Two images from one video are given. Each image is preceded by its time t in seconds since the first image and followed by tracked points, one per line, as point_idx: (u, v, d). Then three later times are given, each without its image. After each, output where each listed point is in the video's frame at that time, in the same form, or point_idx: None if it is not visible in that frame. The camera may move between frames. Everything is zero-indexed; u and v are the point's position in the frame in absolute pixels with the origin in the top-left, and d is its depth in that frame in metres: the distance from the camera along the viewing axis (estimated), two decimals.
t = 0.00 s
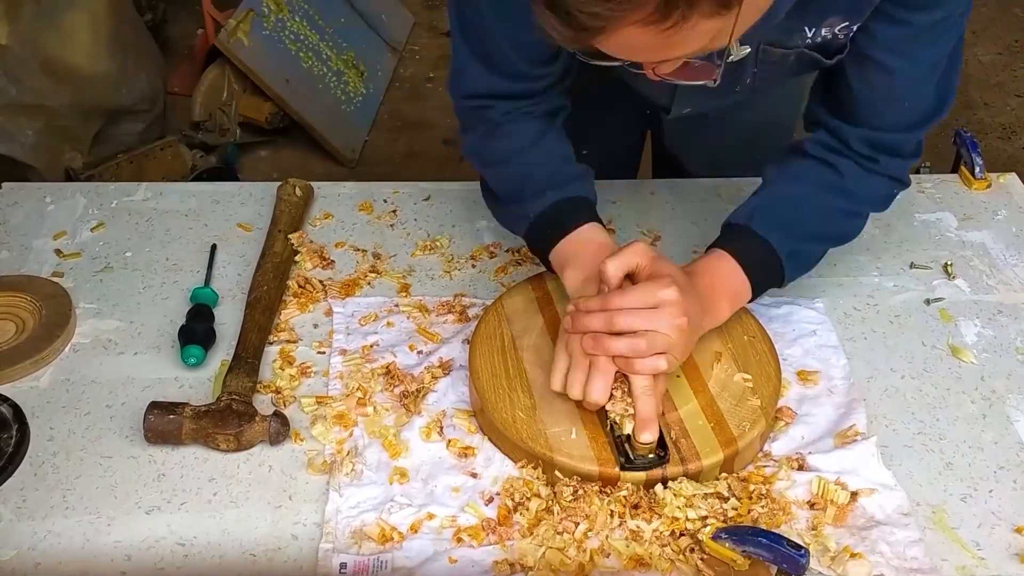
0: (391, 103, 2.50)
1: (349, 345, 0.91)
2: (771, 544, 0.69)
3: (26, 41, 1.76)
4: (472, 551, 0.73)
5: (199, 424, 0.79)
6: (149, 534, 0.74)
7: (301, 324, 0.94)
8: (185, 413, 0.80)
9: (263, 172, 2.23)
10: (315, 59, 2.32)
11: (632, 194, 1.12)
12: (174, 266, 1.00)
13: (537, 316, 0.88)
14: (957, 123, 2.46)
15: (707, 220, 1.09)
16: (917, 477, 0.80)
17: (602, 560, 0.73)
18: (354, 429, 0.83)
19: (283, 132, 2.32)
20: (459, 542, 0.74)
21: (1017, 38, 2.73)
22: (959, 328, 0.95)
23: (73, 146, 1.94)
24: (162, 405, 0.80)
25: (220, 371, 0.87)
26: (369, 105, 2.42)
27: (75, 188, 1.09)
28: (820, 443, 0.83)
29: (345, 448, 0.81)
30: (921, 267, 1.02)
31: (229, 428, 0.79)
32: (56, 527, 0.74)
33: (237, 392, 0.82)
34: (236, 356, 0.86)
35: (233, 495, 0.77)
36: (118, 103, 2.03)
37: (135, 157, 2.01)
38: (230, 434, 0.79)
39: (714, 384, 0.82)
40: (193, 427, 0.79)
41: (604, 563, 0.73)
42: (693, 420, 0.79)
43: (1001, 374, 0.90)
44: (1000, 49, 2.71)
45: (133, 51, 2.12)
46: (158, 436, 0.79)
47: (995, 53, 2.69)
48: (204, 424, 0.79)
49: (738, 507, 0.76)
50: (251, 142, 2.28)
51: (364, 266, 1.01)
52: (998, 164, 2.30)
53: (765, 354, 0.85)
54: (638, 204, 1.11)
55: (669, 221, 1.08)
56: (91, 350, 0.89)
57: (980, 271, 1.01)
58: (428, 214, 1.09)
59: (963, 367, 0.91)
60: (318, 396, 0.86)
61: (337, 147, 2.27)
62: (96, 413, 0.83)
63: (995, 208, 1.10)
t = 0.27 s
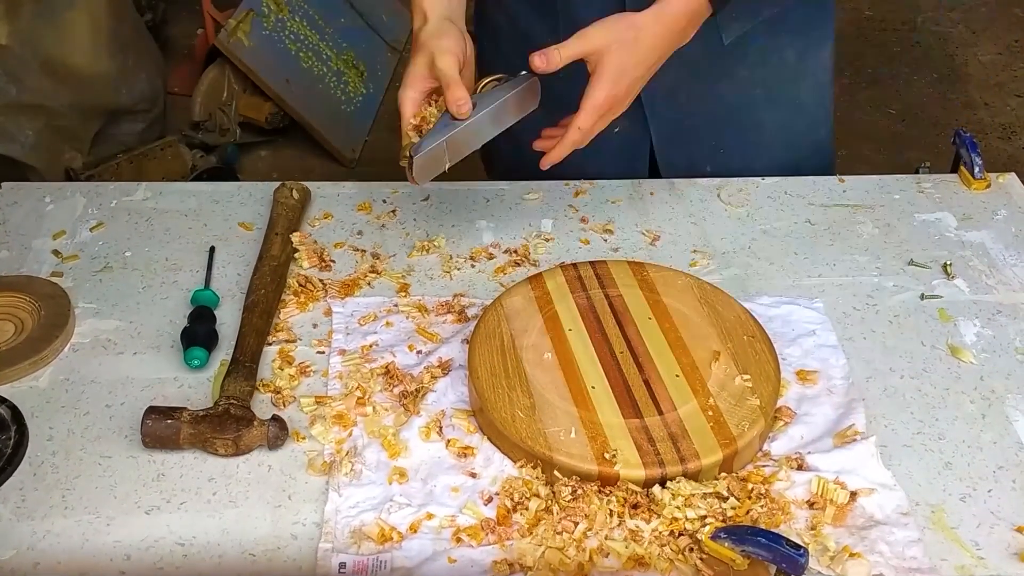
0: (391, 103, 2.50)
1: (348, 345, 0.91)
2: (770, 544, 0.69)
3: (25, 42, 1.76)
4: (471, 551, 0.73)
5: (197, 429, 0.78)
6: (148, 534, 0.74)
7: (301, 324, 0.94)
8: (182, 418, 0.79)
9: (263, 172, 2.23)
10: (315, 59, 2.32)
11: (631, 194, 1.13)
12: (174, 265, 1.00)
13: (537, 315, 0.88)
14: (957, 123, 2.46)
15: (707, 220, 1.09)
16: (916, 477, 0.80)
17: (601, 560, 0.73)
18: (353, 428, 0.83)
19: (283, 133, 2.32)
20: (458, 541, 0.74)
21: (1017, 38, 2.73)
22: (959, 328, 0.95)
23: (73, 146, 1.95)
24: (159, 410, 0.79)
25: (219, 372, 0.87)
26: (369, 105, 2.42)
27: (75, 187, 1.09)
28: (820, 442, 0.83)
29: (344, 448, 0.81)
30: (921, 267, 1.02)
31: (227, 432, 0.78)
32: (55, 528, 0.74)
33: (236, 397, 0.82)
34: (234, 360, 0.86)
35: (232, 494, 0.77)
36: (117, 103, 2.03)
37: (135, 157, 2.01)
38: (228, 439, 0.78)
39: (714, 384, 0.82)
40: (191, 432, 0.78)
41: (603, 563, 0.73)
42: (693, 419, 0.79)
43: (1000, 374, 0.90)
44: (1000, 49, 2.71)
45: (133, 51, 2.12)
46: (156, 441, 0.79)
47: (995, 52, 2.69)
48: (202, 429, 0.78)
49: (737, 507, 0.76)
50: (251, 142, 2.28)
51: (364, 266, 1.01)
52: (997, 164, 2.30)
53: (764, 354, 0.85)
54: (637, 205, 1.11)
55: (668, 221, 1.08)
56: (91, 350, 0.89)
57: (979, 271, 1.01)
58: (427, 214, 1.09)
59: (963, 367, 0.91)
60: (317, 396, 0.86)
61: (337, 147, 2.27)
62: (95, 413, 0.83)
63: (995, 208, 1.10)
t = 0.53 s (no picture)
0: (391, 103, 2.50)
1: (348, 345, 0.91)
2: (770, 544, 0.69)
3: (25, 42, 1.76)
4: (471, 551, 0.73)
5: (197, 429, 0.79)
6: (148, 534, 0.74)
7: (301, 324, 0.94)
8: (182, 418, 0.79)
9: (263, 172, 2.23)
10: (315, 59, 2.32)
11: (631, 194, 1.13)
12: (174, 265, 1.00)
13: (537, 315, 0.88)
14: (957, 123, 2.46)
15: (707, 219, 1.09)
16: (916, 477, 0.80)
17: (601, 560, 0.73)
18: (353, 428, 0.83)
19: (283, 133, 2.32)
20: (458, 541, 0.74)
21: (1017, 38, 2.73)
22: (959, 328, 0.95)
23: (73, 146, 1.95)
24: (159, 410, 0.79)
25: (220, 372, 0.87)
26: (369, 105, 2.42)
27: (75, 187, 1.09)
28: (819, 442, 0.83)
29: (344, 448, 0.81)
30: (921, 267, 1.02)
31: (227, 432, 0.79)
32: (55, 528, 0.74)
33: (236, 397, 0.82)
34: (234, 360, 0.86)
35: (232, 494, 0.77)
36: (117, 103, 2.03)
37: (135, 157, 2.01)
38: (228, 439, 0.78)
39: (714, 384, 0.82)
40: (191, 432, 0.78)
41: (603, 563, 0.73)
42: (693, 419, 0.79)
43: (1000, 374, 0.90)
44: (1000, 49, 2.71)
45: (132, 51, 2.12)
46: (156, 441, 0.79)
47: (995, 53, 2.69)
48: (202, 429, 0.79)
49: (737, 507, 0.76)
50: (251, 142, 2.28)
51: (364, 266, 1.01)
52: (997, 164, 2.30)
53: (764, 354, 0.85)
54: (637, 205, 1.11)
55: (668, 221, 1.08)
56: (91, 350, 0.89)
57: (979, 272, 1.01)
58: (426, 214, 1.09)
59: (963, 367, 0.91)
60: (317, 396, 0.86)
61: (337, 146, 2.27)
62: (95, 413, 0.83)
63: (995, 208, 1.10)
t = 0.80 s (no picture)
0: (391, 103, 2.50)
1: (348, 345, 0.91)
2: (770, 544, 0.69)
3: (26, 42, 1.76)
4: (471, 550, 0.73)
5: (197, 429, 0.78)
6: (148, 534, 0.74)
7: (301, 324, 0.94)
8: (182, 418, 0.79)
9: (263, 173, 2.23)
10: (315, 59, 2.32)
11: (631, 194, 1.13)
12: (173, 265, 1.00)
13: (537, 315, 0.88)
14: (957, 123, 2.46)
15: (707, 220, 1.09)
16: (916, 477, 0.80)
17: (601, 560, 0.73)
18: (353, 428, 0.83)
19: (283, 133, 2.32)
20: (458, 541, 0.74)
21: (1016, 38, 2.73)
22: (958, 328, 0.95)
23: (73, 146, 1.95)
24: (160, 410, 0.79)
25: (220, 372, 0.87)
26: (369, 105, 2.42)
27: (75, 187, 1.09)
28: (819, 442, 0.83)
29: (344, 448, 0.81)
30: (921, 267, 1.02)
31: (227, 432, 0.78)
32: (55, 528, 0.74)
33: (236, 397, 0.82)
34: (234, 360, 0.86)
35: (233, 494, 0.77)
36: (118, 103, 2.03)
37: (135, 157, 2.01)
38: (228, 439, 0.78)
39: (714, 384, 0.82)
40: (191, 432, 0.78)
41: (603, 563, 0.73)
42: (692, 418, 0.79)
43: (1000, 374, 0.90)
44: (1000, 49, 2.71)
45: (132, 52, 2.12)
46: (156, 441, 0.79)
47: (995, 53, 2.69)
48: (202, 429, 0.78)
49: (737, 507, 0.76)
50: (251, 142, 2.28)
51: (364, 266, 1.01)
52: (997, 164, 2.30)
53: (764, 354, 0.85)
54: (637, 205, 1.11)
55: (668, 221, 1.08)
56: (91, 350, 0.89)
57: (979, 272, 1.01)
58: (426, 214, 1.09)
59: (962, 367, 0.91)
60: (317, 396, 0.86)
61: (337, 147, 2.27)
62: (95, 413, 0.83)
63: (995, 208, 1.10)
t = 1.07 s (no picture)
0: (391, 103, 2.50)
1: (348, 345, 0.91)
2: (770, 543, 0.70)
3: (26, 42, 1.76)
4: (471, 550, 0.73)
5: (197, 431, 0.78)
6: (148, 532, 0.74)
7: (301, 323, 0.94)
8: (182, 419, 0.79)
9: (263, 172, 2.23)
10: (315, 59, 2.32)
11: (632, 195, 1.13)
12: (174, 264, 1.00)
13: (538, 315, 0.88)
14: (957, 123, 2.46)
15: (707, 219, 1.09)
16: (916, 477, 0.80)
17: (601, 560, 0.73)
18: (354, 427, 0.83)
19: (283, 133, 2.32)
20: (458, 541, 0.74)
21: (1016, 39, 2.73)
22: (958, 328, 0.95)
23: (73, 146, 1.94)
24: (159, 411, 0.79)
25: (220, 372, 0.87)
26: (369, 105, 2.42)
27: (75, 185, 1.09)
28: (820, 442, 0.83)
29: (344, 447, 0.81)
30: (921, 267, 1.02)
31: (227, 434, 0.78)
32: (55, 526, 0.74)
33: (235, 399, 0.81)
34: (233, 361, 0.86)
35: (233, 493, 0.77)
36: (118, 103, 2.03)
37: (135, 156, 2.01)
38: (228, 440, 0.78)
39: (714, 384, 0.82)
40: (191, 433, 0.78)
41: (603, 562, 0.73)
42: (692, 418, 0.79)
43: (1000, 374, 0.90)
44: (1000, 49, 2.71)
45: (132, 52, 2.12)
46: (155, 442, 0.78)
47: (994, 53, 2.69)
48: (202, 430, 0.78)
49: (737, 506, 0.76)
50: (251, 142, 2.28)
51: (364, 266, 1.01)
52: (997, 164, 2.31)
53: (763, 354, 0.85)
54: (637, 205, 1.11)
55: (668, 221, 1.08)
56: (91, 349, 0.89)
57: (979, 272, 1.01)
58: (427, 213, 1.09)
59: (963, 367, 0.91)
60: (317, 395, 0.86)
61: (337, 147, 2.27)
62: (96, 411, 0.83)
63: (995, 209, 1.10)
